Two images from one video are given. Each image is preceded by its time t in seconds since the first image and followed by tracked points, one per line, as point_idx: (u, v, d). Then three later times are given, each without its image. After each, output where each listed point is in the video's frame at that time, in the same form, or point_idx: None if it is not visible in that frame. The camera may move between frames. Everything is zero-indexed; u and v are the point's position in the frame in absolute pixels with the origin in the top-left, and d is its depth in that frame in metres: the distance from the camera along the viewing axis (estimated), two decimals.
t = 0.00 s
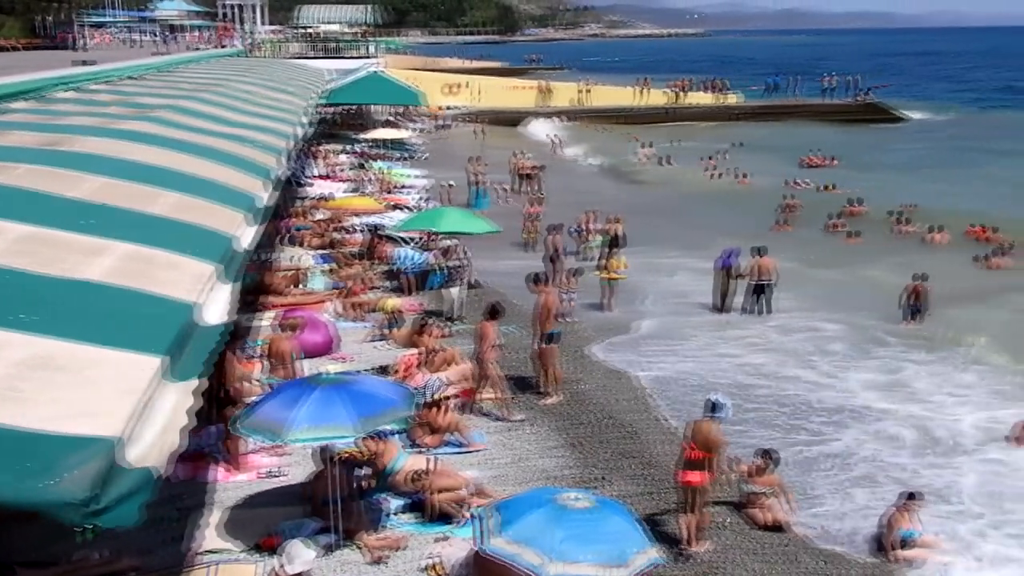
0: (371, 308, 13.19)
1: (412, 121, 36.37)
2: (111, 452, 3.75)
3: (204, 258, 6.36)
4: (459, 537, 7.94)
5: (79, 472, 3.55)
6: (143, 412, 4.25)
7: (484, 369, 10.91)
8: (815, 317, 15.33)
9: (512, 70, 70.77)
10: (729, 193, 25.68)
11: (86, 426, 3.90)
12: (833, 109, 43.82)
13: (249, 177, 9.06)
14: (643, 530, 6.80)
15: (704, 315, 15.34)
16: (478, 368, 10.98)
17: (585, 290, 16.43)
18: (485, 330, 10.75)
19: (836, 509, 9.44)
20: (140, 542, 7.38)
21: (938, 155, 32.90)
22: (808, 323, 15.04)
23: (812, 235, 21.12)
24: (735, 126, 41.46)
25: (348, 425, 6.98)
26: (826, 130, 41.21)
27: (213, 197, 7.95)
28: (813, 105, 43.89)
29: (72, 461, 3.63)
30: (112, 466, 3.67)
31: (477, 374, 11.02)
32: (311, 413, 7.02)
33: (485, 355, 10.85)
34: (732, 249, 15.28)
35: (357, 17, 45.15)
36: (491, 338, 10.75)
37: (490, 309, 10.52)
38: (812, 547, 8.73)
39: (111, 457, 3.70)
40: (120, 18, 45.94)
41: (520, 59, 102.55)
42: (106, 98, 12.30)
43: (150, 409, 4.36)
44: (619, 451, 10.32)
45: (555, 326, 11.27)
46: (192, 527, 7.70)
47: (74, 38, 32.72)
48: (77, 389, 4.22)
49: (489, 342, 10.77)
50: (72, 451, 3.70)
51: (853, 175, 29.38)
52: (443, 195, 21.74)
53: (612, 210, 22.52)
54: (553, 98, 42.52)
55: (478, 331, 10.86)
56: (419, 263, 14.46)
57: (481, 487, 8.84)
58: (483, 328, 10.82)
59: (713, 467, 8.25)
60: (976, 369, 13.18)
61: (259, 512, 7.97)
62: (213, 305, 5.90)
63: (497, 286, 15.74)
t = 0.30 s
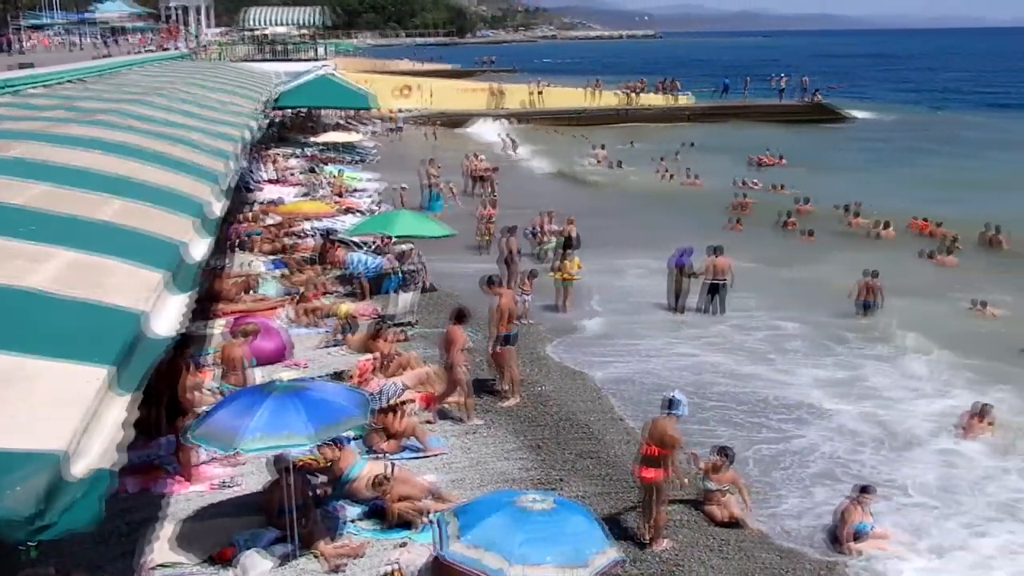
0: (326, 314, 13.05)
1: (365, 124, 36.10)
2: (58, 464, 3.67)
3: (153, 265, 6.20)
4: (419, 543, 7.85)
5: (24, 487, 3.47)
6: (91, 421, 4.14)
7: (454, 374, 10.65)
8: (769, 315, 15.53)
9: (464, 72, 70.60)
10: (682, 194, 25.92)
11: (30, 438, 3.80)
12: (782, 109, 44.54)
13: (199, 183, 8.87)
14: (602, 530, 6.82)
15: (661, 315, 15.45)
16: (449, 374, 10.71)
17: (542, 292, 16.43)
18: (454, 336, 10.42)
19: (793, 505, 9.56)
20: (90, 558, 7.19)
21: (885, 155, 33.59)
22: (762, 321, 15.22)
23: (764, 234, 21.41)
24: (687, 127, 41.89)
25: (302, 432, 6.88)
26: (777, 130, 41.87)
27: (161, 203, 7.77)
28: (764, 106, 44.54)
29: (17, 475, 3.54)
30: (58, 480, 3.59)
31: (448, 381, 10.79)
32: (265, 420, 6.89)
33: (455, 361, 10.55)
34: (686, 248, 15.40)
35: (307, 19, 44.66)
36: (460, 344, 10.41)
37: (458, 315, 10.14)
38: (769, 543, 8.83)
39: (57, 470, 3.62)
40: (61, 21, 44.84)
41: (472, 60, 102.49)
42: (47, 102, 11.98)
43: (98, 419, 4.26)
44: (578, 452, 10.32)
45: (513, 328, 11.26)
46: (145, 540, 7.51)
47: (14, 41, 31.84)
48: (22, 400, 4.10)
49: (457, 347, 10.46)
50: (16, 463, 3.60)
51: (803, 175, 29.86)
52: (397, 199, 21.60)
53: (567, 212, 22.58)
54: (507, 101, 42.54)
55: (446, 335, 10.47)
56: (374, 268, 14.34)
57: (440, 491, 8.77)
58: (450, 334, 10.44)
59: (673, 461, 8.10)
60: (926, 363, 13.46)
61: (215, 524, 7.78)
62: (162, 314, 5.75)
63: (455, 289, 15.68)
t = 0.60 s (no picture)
0: (292, 318, 12.92)
1: (329, 127, 35.85)
2: (18, 476, 3.57)
3: (114, 271, 6.08)
4: (390, 547, 7.83)
5: None
6: (51, 432, 4.04)
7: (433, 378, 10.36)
8: (735, 314, 15.67)
9: (428, 73, 70.43)
10: (648, 194, 26.08)
11: None
12: (744, 109, 45.02)
13: (160, 188, 8.73)
14: (573, 531, 6.84)
15: (630, 315, 15.53)
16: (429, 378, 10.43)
17: (511, 293, 16.43)
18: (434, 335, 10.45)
19: (764, 502, 9.66)
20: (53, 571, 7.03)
21: (845, 154, 34.10)
22: (729, 320, 15.35)
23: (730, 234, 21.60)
24: (652, 128, 42.17)
25: (271, 438, 6.79)
26: (740, 131, 42.32)
27: (122, 208, 7.63)
28: (726, 107, 44.98)
29: None
30: (17, 494, 3.50)
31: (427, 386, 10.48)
32: (232, 426, 6.80)
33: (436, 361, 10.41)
34: (653, 248, 15.49)
35: (269, 21, 44.22)
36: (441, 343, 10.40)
37: (438, 313, 10.23)
38: (740, 541, 8.90)
39: (17, 483, 3.53)
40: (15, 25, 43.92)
41: (437, 63, 102.32)
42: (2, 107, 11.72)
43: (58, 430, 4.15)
44: (549, 453, 10.33)
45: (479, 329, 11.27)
46: (111, 551, 7.36)
47: None
48: None
49: (438, 346, 10.43)
50: None
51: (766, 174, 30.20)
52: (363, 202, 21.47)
53: (533, 214, 22.60)
54: (472, 103, 42.49)
55: (425, 337, 10.53)
56: (340, 272, 14.27)
57: (411, 496, 8.72)
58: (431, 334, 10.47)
59: (639, 459, 8.08)
60: (890, 359, 13.69)
61: (182, 531, 7.66)
62: (125, 322, 5.64)
63: (422, 292, 15.61)
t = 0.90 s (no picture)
0: (278, 320, 12.86)
1: (313, 128, 35.74)
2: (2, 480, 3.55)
3: (98, 272, 6.05)
4: (377, 548, 7.80)
5: None
6: (36, 435, 4.01)
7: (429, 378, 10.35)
8: (722, 314, 15.72)
9: (413, 74, 70.34)
10: (633, 195, 26.15)
11: None
12: (730, 110, 45.24)
13: (143, 189, 8.68)
14: (562, 530, 6.85)
15: (617, 316, 15.57)
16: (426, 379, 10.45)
17: (497, 294, 16.44)
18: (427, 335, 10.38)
19: (752, 501, 9.71)
20: None
21: (829, 155, 34.31)
22: (715, 321, 15.40)
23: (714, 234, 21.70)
24: (637, 129, 42.30)
25: (257, 440, 6.76)
26: (725, 131, 42.51)
27: (105, 209, 7.58)
28: (711, 108, 45.16)
29: None
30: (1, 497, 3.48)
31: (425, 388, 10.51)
32: (218, 429, 6.77)
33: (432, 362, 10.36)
34: (640, 248, 15.52)
35: (253, 22, 44.04)
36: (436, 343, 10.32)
37: (432, 313, 10.19)
38: (726, 540, 8.94)
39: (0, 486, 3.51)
40: None
41: (423, 64, 102.28)
42: None
43: (42, 433, 4.13)
44: (535, 454, 10.33)
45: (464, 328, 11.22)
46: (96, 554, 7.31)
47: None
48: None
49: (433, 347, 10.33)
50: None
51: (751, 175, 30.33)
52: (348, 204, 21.41)
53: (519, 215, 22.62)
54: (457, 104, 42.46)
55: (421, 336, 10.40)
56: (326, 273, 14.15)
57: (398, 497, 8.71)
58: (424, 334, 10.36)
59: (626, 456, 8.10)
60: (875, 359, 13.79)
61: (167, 534, 7.61)
62: (109, 325, 5.61)
63: (409, 293, 15.60)
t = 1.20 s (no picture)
0: (266, 322, 12.82)
1: (300, 128, 35.65)
2: None
3: (83, 275, 6.02)
4: (367, 549, 7.80)
5: None
6: (20, 439, 4.01)
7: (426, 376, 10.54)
8: (710, 313, 15.77)
9: (401, 74, 70.27)
10: (621, 195, 26.21)
11: None
12: (719, 110, 45.39)
13: (129, 190, 8.65)
14: (551, 528, 6.87)
15: (607, 315, 15.61)
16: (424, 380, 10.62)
17: (486, 294, 16.45)
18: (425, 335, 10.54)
19: (741, 498, 9.75)
20: None
21: (817, 154, 34.45)
22: (703, 320, 15.45)
23: (702, 233, 21.77)
24: (626, 129, 42.37)
25: (244, 442, 6.75)
26: (714, 131, 42.63)
27: (90, 211, 7.56)
28: (699, 107, 45.29)
29: None
30: None
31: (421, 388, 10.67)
32: (205, 431, 6.76)
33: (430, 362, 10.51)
34: (629, 247, 15.55)
35: (239, 22, 43.90)
36: (433, 343, 10.50)
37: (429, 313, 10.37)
38: (714, 537, 8.98)
39: None
40: None
41: (412, 63, 102.28)
42: None
43: (27, 436, 4.12)
44: (524, 454, 10.34)
45: (451, 326, 11.46)
46: (83, 559, 7.28)
47: None
48: None
49: (430, 344, 10.51)
50: None
51: (739, 174, 30.44)
52: (336, 204, 21.37)
53: (507, 215, 22.62)
54: (445, 104, 42.44)
55: (417, 336, 10.58)
56: (314, 275, 13.98)
57: (388, 498, 8.69)
58: (422, 334, 10.55)
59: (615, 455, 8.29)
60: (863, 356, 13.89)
61: (155, 538, 7.59)
62: (94, 328, 5.59)
63: (397, 294, 15.59)
